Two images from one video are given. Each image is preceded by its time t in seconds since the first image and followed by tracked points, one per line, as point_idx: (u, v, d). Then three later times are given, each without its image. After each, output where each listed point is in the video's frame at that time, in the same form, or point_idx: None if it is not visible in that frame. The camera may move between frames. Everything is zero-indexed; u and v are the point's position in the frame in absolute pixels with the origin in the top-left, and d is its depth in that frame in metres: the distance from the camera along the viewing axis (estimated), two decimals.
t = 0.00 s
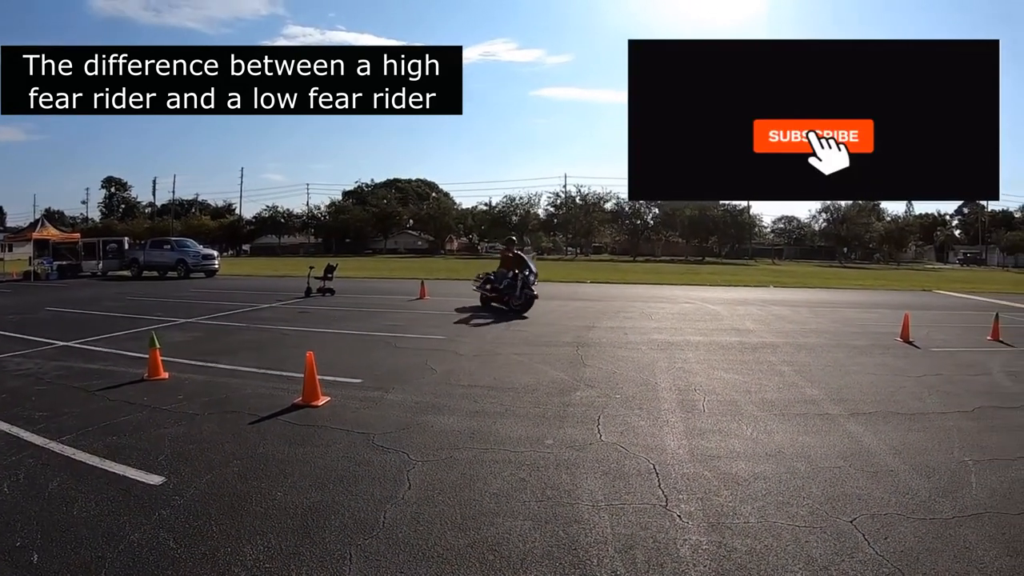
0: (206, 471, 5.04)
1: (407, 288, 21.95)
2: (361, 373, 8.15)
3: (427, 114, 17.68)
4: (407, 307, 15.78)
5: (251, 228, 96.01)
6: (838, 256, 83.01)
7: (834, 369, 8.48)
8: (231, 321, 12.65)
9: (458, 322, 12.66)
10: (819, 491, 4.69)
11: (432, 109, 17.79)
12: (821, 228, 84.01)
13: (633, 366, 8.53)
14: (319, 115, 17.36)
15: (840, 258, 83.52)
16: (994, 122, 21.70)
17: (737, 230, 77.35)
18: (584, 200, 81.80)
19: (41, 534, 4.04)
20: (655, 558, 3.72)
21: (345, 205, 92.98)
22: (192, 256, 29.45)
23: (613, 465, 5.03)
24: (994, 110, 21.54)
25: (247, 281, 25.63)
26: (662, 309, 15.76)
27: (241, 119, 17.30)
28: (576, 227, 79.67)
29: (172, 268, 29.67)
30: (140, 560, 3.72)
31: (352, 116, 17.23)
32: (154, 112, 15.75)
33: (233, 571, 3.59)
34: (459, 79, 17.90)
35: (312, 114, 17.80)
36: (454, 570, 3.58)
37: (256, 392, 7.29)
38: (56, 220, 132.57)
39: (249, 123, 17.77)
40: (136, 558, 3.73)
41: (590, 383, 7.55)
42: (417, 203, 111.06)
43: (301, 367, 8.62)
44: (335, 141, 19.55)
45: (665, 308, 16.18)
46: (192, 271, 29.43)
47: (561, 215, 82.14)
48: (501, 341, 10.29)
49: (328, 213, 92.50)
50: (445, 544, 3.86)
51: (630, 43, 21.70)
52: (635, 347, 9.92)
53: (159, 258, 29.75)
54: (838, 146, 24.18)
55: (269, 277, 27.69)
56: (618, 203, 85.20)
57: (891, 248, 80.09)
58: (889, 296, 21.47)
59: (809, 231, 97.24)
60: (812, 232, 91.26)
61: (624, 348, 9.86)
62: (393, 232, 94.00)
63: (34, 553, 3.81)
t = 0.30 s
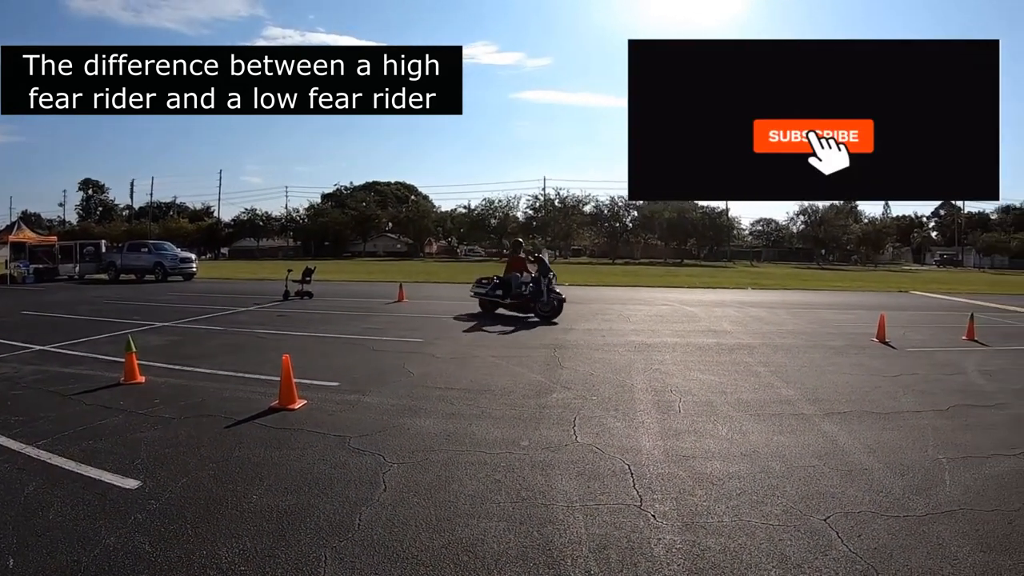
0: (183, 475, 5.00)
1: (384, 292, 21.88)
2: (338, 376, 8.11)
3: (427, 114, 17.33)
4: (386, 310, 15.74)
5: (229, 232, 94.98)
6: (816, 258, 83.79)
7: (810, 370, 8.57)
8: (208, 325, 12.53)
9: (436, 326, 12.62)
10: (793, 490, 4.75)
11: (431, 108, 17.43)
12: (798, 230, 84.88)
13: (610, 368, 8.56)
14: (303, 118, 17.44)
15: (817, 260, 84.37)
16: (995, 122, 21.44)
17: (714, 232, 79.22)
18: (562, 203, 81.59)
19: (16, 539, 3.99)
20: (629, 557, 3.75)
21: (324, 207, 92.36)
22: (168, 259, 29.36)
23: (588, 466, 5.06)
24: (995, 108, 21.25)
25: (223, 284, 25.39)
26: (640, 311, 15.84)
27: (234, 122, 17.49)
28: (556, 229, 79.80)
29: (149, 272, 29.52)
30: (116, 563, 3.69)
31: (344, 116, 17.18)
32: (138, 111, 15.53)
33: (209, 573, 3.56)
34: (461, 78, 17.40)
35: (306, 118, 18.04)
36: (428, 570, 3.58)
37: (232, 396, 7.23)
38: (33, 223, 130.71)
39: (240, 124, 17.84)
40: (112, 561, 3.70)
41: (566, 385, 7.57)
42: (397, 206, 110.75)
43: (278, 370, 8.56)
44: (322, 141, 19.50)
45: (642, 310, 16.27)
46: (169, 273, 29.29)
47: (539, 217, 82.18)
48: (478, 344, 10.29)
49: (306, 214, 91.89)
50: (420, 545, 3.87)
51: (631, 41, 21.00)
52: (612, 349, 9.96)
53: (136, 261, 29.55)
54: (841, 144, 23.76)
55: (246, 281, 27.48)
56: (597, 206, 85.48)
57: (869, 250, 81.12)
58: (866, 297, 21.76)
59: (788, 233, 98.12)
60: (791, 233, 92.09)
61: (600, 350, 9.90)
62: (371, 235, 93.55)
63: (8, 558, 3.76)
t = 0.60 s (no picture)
0: (147, 479, 4.92)
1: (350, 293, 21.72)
2: (303, 378, 8.03)
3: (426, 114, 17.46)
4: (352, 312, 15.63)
5: (195, 233, 93.45)
6: (780, 258, 85.10)
7: (774, 368, 8.70)
8: (171, 328, 12.31)
9: (402, 327, 12.57)
10: (757, 486, 4.82)
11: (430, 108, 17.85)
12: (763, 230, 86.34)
13: (575, 368, 8.60)
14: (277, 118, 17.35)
15: (782, 260, 85.72)
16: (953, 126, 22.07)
17: (680, 232, 81.91)
18: (530, 204, 82.26)
19: None
20: (594, 555, 3.77)
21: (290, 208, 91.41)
22: (133, 259, 28.70)
23: (553, 465, 5.09)
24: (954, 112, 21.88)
25: (186, 287, 24.98)
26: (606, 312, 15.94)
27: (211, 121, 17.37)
28: (521, 230, 78.07)
29: (114, 274, 28.91)
30: (78, 570, 3.61)
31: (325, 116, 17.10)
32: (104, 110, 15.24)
33: None
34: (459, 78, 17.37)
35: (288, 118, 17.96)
36: (393, 572, 3.56)
37: (195, 400, 7.12)
38: None
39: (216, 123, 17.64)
40: (73, 568, 3.62)
41: (531, 385, 7.60)
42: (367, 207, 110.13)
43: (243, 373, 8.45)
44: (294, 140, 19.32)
45: (609, 310, 16.38)
46: (134, 275, 28.67)
47: (504, 217, 82.18)
48: (443, 345, 10.27)
49: (272, 215, 90.70)
50: (386, 547, 3.84)
51: (632, 41, 21.23)
52: (577, 349, 10.01)
53: (99, 262, 28.90)
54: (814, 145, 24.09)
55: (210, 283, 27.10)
56: (564, 206, 85.82)
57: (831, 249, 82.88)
58: (829, 296, 22.21)
59: (753, 233, 99.60)
60: (757, 234, 93.44)
61: (566, 350, 9.94)
62: (338, 236, 92.85)
63: None
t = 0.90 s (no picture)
0: (110, 481, 4.84)
1: (316, 292, 21.54)
2: (268, 378, 7.96)
3: (425, 115, 17.66)
4: (318, 311, 15.53)
5: (161, 230, 91.77)
6: (746, 256, 86.29)
7: (739, 365, 8.82)
8: (135, 328, 12.11)
9: (368, 326, 12.51)
10: (720, 481, 4.89)
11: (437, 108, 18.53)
12: (729, 228, 87.54)
13: (541, 366, 8.64)
14: (252, 115, 17.16)
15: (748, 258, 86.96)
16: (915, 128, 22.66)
17: (646, 231, 82.01)
18: (497, 202, 82.58)
19: None
20: (559, 552, 3.80)
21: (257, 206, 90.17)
22: (97, 259, 28.15)
23: (518, 463, 5.12)
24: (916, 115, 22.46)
25: (148, 286, 24.57)
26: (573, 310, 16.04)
27: (185, 118, 17.16)
28: (487, 228, 79.74)
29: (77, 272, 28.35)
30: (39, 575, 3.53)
31: (308, 116, 17.04)
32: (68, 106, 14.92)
33: None
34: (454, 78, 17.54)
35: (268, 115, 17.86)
36: (357, 572, 3.55)
37: (158, 400, 7.03)
38: None
39: (188, 119, 17.41)
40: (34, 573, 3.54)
41: (495, 383, 7.62)
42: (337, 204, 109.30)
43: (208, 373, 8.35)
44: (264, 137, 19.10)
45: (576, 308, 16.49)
46: (98, 274, 28.13)
47: (470, 218, 83.28)
48: (408, 344, 10.25)
49: (238, 212, 89.39)
50: (350, 546, 3.83)
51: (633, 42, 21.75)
52: (542, 347, 10.06)
53: (62, 261, 28.32)
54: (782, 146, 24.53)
55: (174, 281, 26.69)
56: (533, 205, 86.11)
57: (797, 247, 84.30)
58: (794, 293, 22.61)
59: (720, 232, 100.83)
60: (724, 233, 94.63)
61: (531, 348, 9.98)
62: (304, 234, 91.95)
63: None
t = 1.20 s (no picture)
0: (82, 483, 4.78)
1: (291, 291, 21.39)
2: (243, 378, 7.90)
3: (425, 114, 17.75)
4: (295, 310, 15.43)
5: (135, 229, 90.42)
6: (721, 254, 87.16)
7: (714, 362, 8.92)
8: (108, 328, 11.95)
9: (344, 325, 12.47)
10: (695, 478, 4.94)
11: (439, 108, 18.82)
12: (705, 227, 88.42)
13: (517, 364, 8.67)
14: (235, 114, 17.03)
15: (723, 256, 87.88)
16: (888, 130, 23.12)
17: (622, 230, 82.88)
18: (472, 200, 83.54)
19: None
20: (534, 549, 3.82)
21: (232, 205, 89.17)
22: (70, 258, 27.72)
23: (493, 461, 5.14)
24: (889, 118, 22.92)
25: (120, 285, 24.21)
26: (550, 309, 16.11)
27: (168, 114, 17.00)
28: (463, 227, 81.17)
29: (49, 272, 27.89)
30: None
31: (298, 115, 16.98)
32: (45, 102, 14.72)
33: None
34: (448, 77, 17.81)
35: (255, 113, 17.76)
36: (333, 572, 3.55)
37: (131, 401, 6.96)
38: None
39: (170, 115, 17.24)
40: None
41: (471, 382, 7.64)
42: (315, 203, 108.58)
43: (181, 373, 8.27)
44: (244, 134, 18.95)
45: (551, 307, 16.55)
46: (70, 273, 27.69)
47: (448, 217, 83.48)
48: (384, 343, 10.23)
49: (213, 210, 88.51)
50: (326, 546, 3.83)
51: (631, 42, 21.92)
52: (518, 345, 10.09)
53: (34, 260, 27.86)
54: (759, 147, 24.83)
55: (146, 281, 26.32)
56: (505, 203, 86.35)
57: (773, 247, 85.30)
58: (768, 291, 22.90)
59: (696, 230, 101.78)
60: (701, 232, 95.55)
61: (506, 346, 10.03)
62: (280, 232, 91.24)
63: None
